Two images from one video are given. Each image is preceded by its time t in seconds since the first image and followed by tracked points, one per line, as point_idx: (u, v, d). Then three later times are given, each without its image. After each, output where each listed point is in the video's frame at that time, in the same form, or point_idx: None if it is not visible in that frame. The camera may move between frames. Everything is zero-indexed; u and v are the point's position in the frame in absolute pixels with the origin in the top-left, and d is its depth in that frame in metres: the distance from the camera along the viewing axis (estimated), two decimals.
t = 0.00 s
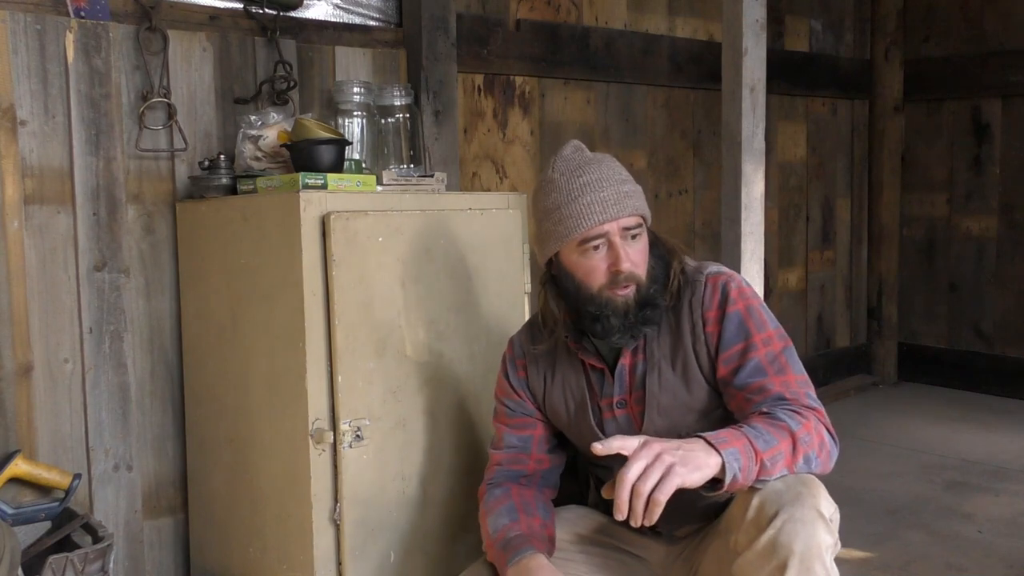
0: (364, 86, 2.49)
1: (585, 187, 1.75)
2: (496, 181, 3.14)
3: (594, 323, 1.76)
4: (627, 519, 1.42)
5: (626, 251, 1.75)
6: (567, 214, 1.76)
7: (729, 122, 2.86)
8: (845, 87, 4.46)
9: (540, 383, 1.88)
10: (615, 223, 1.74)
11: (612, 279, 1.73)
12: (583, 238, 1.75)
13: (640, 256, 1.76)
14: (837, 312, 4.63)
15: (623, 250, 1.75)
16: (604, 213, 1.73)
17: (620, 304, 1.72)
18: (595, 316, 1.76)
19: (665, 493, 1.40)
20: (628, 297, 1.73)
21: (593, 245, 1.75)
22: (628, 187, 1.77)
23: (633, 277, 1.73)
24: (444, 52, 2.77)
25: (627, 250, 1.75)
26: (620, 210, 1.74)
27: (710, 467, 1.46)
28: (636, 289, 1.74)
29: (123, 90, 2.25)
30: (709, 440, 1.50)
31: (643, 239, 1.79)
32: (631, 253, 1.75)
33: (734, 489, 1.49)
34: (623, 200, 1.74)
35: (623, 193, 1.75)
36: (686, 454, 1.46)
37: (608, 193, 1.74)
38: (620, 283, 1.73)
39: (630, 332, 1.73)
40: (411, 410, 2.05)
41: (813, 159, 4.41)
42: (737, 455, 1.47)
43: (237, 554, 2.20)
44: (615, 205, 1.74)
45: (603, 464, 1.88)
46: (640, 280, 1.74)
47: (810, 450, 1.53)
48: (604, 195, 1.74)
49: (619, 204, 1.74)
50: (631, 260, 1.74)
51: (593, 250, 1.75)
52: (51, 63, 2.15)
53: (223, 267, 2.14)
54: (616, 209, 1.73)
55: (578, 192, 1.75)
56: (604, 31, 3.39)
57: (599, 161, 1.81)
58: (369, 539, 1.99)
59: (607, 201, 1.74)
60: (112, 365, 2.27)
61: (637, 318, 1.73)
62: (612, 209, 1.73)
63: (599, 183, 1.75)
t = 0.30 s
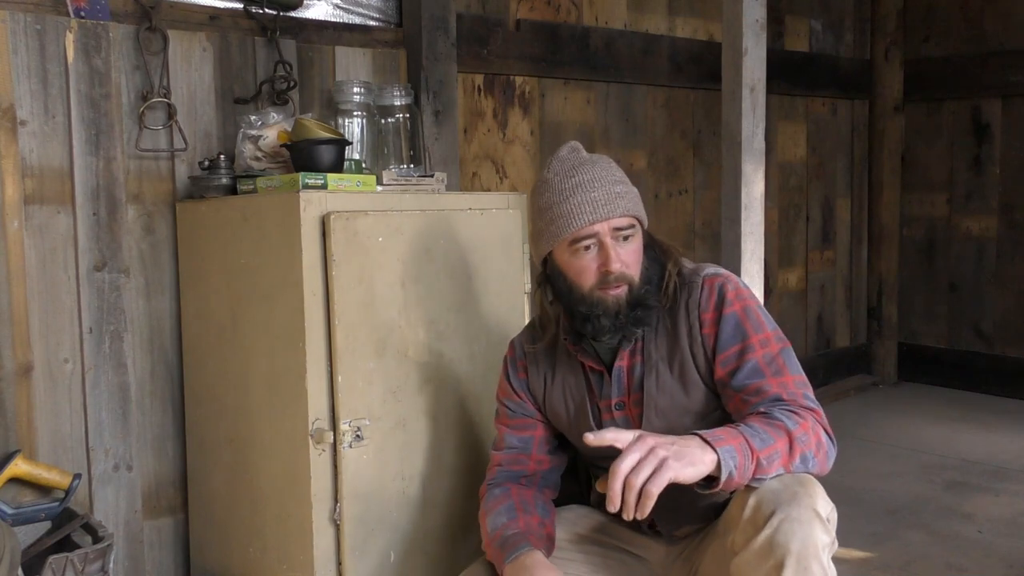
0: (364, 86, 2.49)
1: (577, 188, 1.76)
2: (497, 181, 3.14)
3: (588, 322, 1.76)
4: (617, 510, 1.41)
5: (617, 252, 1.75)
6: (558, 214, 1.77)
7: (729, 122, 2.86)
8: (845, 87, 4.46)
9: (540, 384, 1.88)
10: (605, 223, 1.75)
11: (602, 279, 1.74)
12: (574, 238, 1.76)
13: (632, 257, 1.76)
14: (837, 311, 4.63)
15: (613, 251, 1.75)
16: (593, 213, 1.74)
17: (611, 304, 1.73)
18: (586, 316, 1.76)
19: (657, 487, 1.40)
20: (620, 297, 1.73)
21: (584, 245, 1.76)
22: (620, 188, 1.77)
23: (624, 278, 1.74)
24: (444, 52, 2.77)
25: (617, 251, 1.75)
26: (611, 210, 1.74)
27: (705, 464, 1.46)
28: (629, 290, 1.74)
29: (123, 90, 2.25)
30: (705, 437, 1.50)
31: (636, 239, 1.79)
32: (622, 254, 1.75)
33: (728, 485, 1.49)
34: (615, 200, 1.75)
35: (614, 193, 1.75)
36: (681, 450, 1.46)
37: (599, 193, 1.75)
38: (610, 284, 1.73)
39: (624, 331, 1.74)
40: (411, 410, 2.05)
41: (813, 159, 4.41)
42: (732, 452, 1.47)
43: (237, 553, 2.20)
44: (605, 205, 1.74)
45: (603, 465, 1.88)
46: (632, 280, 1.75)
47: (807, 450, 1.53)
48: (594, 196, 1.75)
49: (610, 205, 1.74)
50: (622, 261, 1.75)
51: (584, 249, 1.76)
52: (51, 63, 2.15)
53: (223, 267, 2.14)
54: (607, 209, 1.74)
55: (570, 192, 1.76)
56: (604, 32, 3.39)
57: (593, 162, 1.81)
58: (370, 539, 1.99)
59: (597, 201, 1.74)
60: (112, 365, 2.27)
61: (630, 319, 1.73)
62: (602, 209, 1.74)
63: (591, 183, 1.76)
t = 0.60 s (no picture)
0: (364, 86, 2.49)
1: (570, 189, 1.76)
2: (496, 181, 3.14)
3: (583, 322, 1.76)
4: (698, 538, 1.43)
5: (608, 255, 1.75)
6: (551, 214, 1.77)
7: (729, 122, 2.86)
8: (845, 87, 4.46)
9: (539, 384, 1.88)
10: (597, 225, 1.74)
11: (593, 280, 1.74)
12: (566, 238, 1.76)
13: (624, 260, 1.76)
14: (837, 311, 4.63)
15: (605, 253, 1.74)
16: (585, 215, 1.74)
17: (603, 305, 1.73)
18: (578, 316, 1.77)
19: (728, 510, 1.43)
20: (610, 299, 1.73)
21: (575, 246, 1.76)
22: (615, 190, 1.76)
23: (615, 280, 1.73)
24: (444, 52, 2.77)
25: (609, 254, 1.75)
26: (603, 213, 1.73)
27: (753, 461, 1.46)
28: (620, 291, 1.74)
29: (123, 90, 2.25)
30: (741, 433, 1.49)
31: (630, 241, 1.78)
32: (613, 256, 1.75)
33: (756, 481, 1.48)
34: (608, 202, 1.74)
35: (608, 196, 1.75)
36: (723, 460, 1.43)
37: (592, 195, 1.74)
38: (600, 285, 1.73)
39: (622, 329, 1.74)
40: (411, 410, 2.05)
41: (813, 159, 4.41)
42: (768, 448, 1.47)
43: (236, 553, 2.20)
44: (597, 208, 1.74)
45: (603, 466, 1.88)
46: (625, 281, 1.74)
47: (821, 446, 1.54)
48: (587, 198, 1.74)
49: (602, 207, 1.74)
50: (613, 263, 1.74)
51: (576, 250, 1.76)
52: (51, 63, 2.15)
53: (223, 267, 2.14)
54: (599, 211, 1.73)
55: (563, 193, 1.76)
56: (604, 32, 3.39)
57: (591, 163, 1.81)
58: (370, 539, 1.99)
59: (590, 203, 1.74)
60: (112, 365, 2.27)
61: (626, 318, 1.74)
62: (594, 211, 1.73)
63: (585, 184, 1.76)
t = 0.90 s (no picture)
0: (364, 86, 2.49)
1: (579, 188, 1.77)
2: (496, 181, 3.14)
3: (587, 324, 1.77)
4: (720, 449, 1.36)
5: (620, 252, 1.76)
6: (560, 215, 1.77)
7: (729, 122, 2.86)
8: (845, 87, 4.46)
9: (538, 386, 1.87)
10: (609, 223, 1.76)
11: (608, 278, 1.74)
12: (577, 238, 1.76)
13: (634, 257, 1.78)
14: (837, 311, 4.63)
15: (618, 250, 1.76)
16: (598, 215, 1.75)
17: (616, 305, 1.73)
18: (592, 316, 1.76)
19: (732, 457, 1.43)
20: (624, 296, 1.74)
21: (588, 245, 1.76)
22: (621, 189, 1.79)
23: (628, 277, 1.74)
24: (444, 52, 2.77)
25: (621, 251, 1.76)
26: (614, 211, 1.76)
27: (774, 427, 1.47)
28: (632, 289, 1.74)
29: (123, 90, 2.25)
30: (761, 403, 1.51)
31: (636, 239, 1.81)
32: (625, 253, 1.77)
33: (776, 455, 1.49)
34: (617, 200, 1.77)
35: (616, 194, 1.77)
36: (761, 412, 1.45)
37: (602, 193, 1.76)
38: (616, 282, 1.73)
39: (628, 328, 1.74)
40: (411, 410, 2.05)
41: (813, 159, 4.41)
42: (788, 419, 1.49)
43: (236, 553, 2.20)
44: (609, 206, 1.76)
45: (604, 468, 1.88)
46: (636, 279, 1.76)
47: (834, 430, 1.58)
48: (598, 197, 1.76)
49: (613, 205, 1.76)
50: (626, 261, 1.76)
51: (587, 250, 1.76)
52: (51, 63, 2.15)
53: (223, 267, 2.14)
54: (611, 209, 1.75)
55: (572, 193, 1.76)
56: (604, 32, 3.39)
57: (593, 164, 1.82)
58: (370, 539, 1.99)
59: (601, 201, 1.75)
60: (112, 365, 2.27)
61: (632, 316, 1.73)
62: (606, 209, 1.75)
63: (593, 184, 1.77)
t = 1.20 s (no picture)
0: (363, 86, 2.49)
1: (555, 184, 1.78)
2: (496, 181, 3.14)
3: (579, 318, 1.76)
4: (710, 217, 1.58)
5: (596, 248, 1.76)
6: (537, 211, 1.78)
7: (729, 122, 2.86)
8: (845, 87, 4.46)
9: (537, 388, 1.87)
10: (584, 219, 1.76)
11: (583, 274, 1.74)
12: (553, 234, 1.76)
13: (612, 252, 1.76)
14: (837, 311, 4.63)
15: (593, 246, 1.75)
16: (571, 209, 1.75)
17: (595, 301, 1.73)
18: (573, 313, 1.76)
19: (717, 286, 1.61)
20: (602, 292, 1.74)
21: (564, 241, 1.76)
22: (598, 184, 1.78)
23: (605, 272, 1.74)
24: (444, 52, 2.77)
25: (597, 247, 1.76)
26: (589, 206, 1.75)
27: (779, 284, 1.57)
28: (613, 283, 1.74)
29: (123, 90, 2.25)
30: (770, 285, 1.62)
31: (618, 234, 1.79)
32: (601, 249, 1.76)
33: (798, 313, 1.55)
34: (593, 196, 1.76)
35: (592, 189, 1.77)
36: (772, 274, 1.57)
37: (576, 189, 1.76)
38: (592, 277, 1.73)
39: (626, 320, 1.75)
40: (411, 410, 2.05)
41: (813, 159, 4.41)
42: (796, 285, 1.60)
43: (237, 554, 2.19)
44: (583, 201, 1.75)
45: (604, 468, 1.87)
46: (617, 274, 1.75)
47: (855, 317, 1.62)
48: (572, 192, 1.76)
49: (588, 200, 1.75)
50: (601, 256, 1.75)
51: (564, 246, 1.76)
52: (51, 63, 2.15)
53: (223, 267, 2.14)
54: (585, 205, 1.75)
55: (548, 189, 1.77)
56: (604, 32, 3.39)
57: (573, 160, 1.82)
58: (370, 539, 1.99)
59: (575, 197, 1.75)
60: (112, 365, 2.27)
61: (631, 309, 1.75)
62: (580, 204, 1.75)
63: (568, 180, 1.77)
